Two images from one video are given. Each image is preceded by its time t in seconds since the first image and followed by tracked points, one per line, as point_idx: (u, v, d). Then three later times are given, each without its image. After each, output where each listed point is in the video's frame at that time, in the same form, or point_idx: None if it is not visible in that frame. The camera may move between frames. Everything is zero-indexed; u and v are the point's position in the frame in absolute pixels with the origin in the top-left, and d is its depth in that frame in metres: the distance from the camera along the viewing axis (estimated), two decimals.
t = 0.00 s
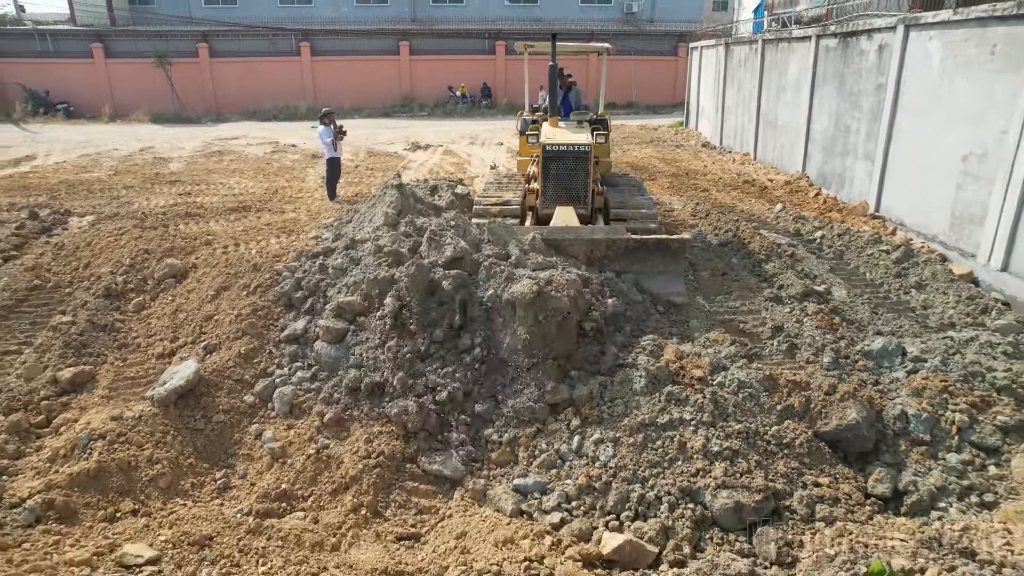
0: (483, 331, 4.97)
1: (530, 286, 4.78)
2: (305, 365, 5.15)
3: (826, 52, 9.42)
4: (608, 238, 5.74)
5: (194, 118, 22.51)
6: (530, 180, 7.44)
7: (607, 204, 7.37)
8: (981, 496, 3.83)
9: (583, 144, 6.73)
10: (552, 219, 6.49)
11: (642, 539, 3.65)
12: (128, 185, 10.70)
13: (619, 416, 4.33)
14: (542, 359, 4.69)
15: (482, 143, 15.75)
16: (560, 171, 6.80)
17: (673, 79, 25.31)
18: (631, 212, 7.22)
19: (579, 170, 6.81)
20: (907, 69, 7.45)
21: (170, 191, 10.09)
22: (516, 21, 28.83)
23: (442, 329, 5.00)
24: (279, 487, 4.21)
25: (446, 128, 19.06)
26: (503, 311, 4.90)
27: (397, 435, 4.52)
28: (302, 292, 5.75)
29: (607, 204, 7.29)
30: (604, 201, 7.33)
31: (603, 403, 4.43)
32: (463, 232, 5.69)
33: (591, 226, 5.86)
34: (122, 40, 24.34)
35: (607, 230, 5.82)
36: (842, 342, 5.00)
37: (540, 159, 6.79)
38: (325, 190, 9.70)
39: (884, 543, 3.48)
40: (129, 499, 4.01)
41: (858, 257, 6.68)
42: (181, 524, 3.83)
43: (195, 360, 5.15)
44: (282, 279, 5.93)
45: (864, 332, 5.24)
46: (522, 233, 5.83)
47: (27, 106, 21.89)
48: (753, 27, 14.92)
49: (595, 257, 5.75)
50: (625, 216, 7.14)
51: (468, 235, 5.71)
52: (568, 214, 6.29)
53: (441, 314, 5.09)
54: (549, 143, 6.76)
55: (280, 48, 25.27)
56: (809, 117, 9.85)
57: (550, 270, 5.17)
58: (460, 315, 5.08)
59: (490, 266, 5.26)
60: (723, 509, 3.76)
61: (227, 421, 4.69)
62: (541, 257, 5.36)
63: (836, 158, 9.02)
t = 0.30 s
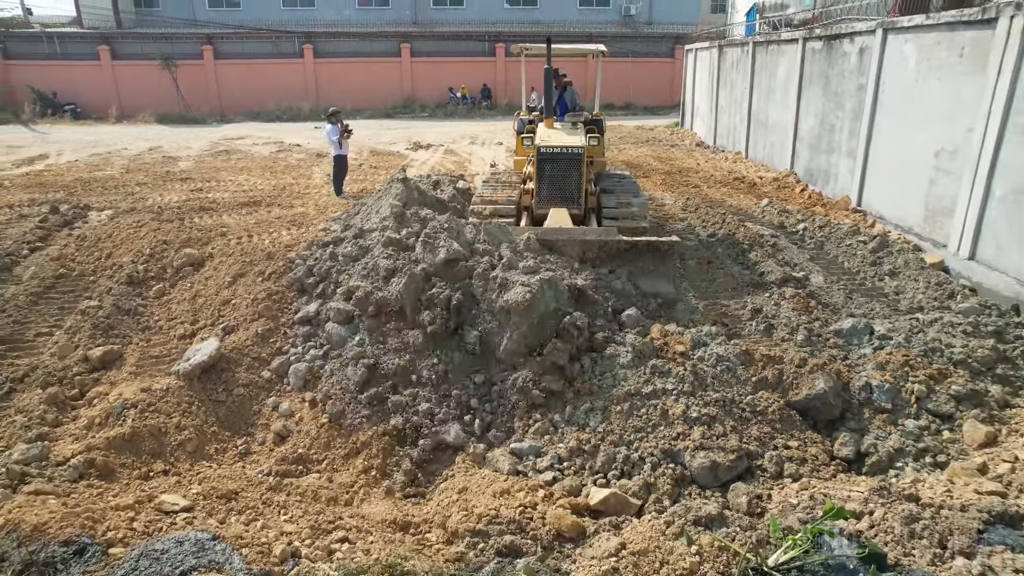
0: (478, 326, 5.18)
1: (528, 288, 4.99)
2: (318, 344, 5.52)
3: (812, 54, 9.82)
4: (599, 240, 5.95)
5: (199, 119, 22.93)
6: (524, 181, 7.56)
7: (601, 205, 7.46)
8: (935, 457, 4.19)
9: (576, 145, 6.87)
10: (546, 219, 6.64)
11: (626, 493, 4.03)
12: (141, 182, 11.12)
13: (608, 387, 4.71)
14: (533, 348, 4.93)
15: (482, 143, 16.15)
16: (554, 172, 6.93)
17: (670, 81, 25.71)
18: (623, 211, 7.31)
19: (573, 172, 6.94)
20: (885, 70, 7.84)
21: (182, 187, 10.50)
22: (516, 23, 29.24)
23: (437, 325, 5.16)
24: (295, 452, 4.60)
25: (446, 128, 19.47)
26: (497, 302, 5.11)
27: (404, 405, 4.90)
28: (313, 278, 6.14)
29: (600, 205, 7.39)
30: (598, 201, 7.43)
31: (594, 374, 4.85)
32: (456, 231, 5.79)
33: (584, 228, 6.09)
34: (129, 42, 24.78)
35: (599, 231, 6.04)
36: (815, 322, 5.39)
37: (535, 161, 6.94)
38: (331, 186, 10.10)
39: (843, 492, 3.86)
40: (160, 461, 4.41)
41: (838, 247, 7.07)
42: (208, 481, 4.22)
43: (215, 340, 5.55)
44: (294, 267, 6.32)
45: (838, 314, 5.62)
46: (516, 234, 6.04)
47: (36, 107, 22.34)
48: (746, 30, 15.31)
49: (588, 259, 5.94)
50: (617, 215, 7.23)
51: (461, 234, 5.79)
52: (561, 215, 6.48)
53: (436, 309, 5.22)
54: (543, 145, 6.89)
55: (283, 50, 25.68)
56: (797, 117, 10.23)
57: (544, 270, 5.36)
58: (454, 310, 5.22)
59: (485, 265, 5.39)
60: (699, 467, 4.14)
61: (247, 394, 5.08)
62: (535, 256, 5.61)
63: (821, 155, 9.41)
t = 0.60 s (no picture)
0: (476, 321, 5.43)
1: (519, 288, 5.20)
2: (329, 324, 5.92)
3: (799, 54, 10.22)
4: (592, 238, 6.30)
5: (204, 118, 23.34)
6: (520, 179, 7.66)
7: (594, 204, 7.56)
8: (897, 423, 4.58)
9: (570, 146, 6.99)
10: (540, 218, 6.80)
11: (615, 454, 4.42)
12: (154, 177, 11.53)
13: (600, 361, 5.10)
14: (530, 336, 5.17)
15: (482, 141, 16.55)
16: (549, 172, 7.06)
17: (668, 80, 26.10)
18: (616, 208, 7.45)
19: (567, 172, 7.07)
20: (866, 69, 8.23)
21: (194, 182, 10.91)
22: (515, 24, 29.62)
23: (438, 317, 5.46)
24: (312, 420, 4.99)
25: (447, 127, 19.86)
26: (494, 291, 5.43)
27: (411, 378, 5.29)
28: (324, 265, 6.54)
29: (594, 203, 7.51)
30: (592, 200, 7.54)
31: (585, 354, 5.17)
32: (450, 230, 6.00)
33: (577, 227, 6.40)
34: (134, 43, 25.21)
35: (590, 229, 6.36)
36: (793, 303, 5.79)
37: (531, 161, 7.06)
38: (338, 181, 10.50)
39: (809, 450, 4.26)
40: (187, 428, 4.81)
41: (820, 237, 7.47)
42: (232, 444, 4.62)
43: (234, 321, 5.94)
44: (307, 255, 6.72)
45: (815, 296, 6.03)
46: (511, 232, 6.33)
47: (44, 107, 22.77)
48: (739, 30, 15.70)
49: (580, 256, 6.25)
50: (610, 213, 7.37)
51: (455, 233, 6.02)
52: (555, 215, 6.69)
53: (435, 309, 5.49)
54: (538, 146, 7.02)
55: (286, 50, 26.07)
56: (785, 115, 10.63)
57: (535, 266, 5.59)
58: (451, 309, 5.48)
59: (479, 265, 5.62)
60: (682, 431, 4.53)
61: (265, 370, 5.48)
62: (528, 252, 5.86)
63: (807, 151, 9.81)
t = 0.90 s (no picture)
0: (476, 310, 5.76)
1: (517, 293, 5.46)
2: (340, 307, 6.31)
3: (788, 54, 10.60)
4: (586, 237, 6.63)
5: (208, 116, 23.73)
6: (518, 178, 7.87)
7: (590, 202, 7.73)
8: (867, 394, 4.97)
9: (565, 147, 7.25)
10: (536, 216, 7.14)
11: (606, 422, 4.82)
12: (165, 173, 11.94)
13: (594, 338, 5.49)
14: (527, 330, 5.45)
15: (483, 138, 16.95)
16: (545, 173, 7.33)
17: (666, 79, 26.48)
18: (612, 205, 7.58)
19: (563, 172, 7.33)
20: (850, 68, 8.61)
21: (205, 177, 11.31)
22: (515, 24, 30.00)
23: (443, 299, 5.85)
24: (325, 394, 5.38)
25: (448, 125, 20.26)
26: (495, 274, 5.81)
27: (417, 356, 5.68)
28: (335, 253, 6.94)
29: (589, 201, 7.70)
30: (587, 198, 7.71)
31: (579, 333, 5.55)
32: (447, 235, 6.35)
33: (572, 226, 6.69)
34: (140, 43, 25.61)
35: (585, 228, 6.64)
36: (775, 287, 6.19)
37: (527, 161, 7.35)
38: (344, 176, 10.90)
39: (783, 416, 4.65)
40: (211, 400, 5.20)
41: (804, 227, 7.87)
42: (253, 414, 5.01)
43: (250, 304, 6.34)
44: (318, 243, 7.12)
45: (796, 281, 6.43)
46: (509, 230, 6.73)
47: (52, 105, 23.18)
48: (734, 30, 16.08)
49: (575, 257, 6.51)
50: (605, 211, 7.52)
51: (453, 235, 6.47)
52: (551, 215, 6.99)
53: (439, 291, 5.88)
54: (534, 146, 7.29)
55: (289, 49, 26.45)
56: (776, 111, 10.99)
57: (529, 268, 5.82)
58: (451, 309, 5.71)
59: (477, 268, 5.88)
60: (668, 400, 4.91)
61: (281, 349, 5.87)
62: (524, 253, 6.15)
63: (796, 147, 10.19)
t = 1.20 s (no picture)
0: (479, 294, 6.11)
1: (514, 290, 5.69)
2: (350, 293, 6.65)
3: (780, 53, 10.95)
4: (582, 234, 6.85)
5: (213, 115, 24.07)
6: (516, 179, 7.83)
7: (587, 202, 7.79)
8: (845, 371, 5.31)
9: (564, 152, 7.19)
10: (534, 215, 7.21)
11: (601, 396, 5.17)
12: (175, 168, 12.28)
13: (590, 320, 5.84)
14: (526, 332, 5.61)
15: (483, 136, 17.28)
16: (543, 177, 7.29)
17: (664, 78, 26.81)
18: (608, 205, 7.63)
19: (561, 177, 7.28)
20: (837, 67, 8.96)
21: (214, 173, 11.65)
22: (515, 24, 30.32)
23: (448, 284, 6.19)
24: (337, 372, 5.73)
25: (449, 123, 20.59)
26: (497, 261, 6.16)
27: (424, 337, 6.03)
28: (344, 242, 7.28)
29: (586, 202, 7.74)
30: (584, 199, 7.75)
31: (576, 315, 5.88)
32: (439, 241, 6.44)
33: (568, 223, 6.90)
34: (145, 42, 25.94)
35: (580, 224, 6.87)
36: (762, 274, 6.55)
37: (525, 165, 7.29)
38: (350, 172, 11.24)
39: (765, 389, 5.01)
40: (230, 377, 5.55)
41: (792, 219, 8.23)
42: (271, 389, 5.36)
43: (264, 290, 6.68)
44: (327, 234, 7.46)
45: (782, 268, 6.78)
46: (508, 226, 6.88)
47: (59, 104, 23.52)
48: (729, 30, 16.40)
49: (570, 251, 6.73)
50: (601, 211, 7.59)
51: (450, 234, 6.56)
52: (548, 214, 7.09)
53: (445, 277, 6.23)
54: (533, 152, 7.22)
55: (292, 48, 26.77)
56: (769, 109, 11.33)
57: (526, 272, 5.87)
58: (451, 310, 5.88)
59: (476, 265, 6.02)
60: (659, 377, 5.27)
61: (294, 331, 6.22)
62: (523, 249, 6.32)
63: (787, 143, 10.53)
